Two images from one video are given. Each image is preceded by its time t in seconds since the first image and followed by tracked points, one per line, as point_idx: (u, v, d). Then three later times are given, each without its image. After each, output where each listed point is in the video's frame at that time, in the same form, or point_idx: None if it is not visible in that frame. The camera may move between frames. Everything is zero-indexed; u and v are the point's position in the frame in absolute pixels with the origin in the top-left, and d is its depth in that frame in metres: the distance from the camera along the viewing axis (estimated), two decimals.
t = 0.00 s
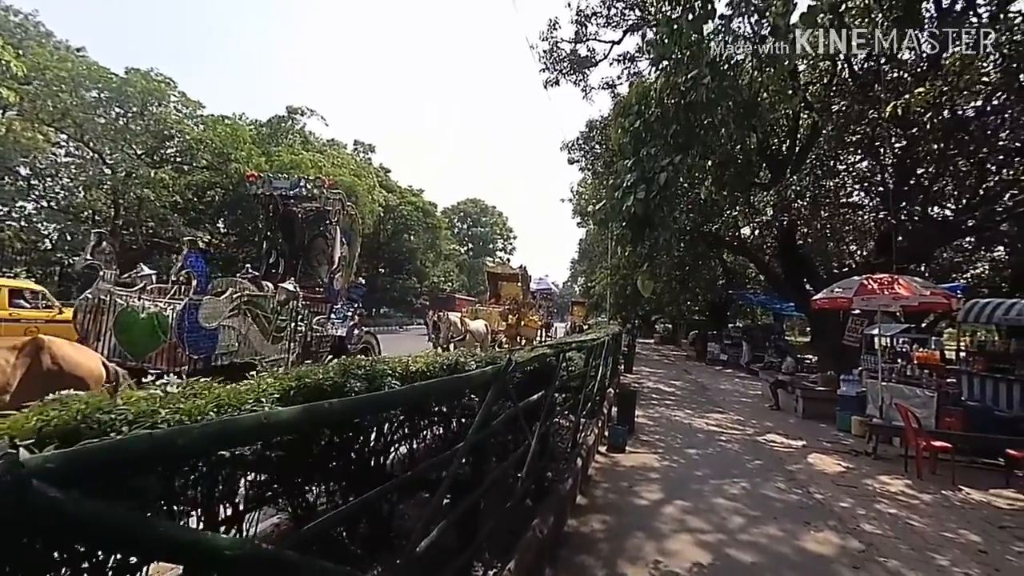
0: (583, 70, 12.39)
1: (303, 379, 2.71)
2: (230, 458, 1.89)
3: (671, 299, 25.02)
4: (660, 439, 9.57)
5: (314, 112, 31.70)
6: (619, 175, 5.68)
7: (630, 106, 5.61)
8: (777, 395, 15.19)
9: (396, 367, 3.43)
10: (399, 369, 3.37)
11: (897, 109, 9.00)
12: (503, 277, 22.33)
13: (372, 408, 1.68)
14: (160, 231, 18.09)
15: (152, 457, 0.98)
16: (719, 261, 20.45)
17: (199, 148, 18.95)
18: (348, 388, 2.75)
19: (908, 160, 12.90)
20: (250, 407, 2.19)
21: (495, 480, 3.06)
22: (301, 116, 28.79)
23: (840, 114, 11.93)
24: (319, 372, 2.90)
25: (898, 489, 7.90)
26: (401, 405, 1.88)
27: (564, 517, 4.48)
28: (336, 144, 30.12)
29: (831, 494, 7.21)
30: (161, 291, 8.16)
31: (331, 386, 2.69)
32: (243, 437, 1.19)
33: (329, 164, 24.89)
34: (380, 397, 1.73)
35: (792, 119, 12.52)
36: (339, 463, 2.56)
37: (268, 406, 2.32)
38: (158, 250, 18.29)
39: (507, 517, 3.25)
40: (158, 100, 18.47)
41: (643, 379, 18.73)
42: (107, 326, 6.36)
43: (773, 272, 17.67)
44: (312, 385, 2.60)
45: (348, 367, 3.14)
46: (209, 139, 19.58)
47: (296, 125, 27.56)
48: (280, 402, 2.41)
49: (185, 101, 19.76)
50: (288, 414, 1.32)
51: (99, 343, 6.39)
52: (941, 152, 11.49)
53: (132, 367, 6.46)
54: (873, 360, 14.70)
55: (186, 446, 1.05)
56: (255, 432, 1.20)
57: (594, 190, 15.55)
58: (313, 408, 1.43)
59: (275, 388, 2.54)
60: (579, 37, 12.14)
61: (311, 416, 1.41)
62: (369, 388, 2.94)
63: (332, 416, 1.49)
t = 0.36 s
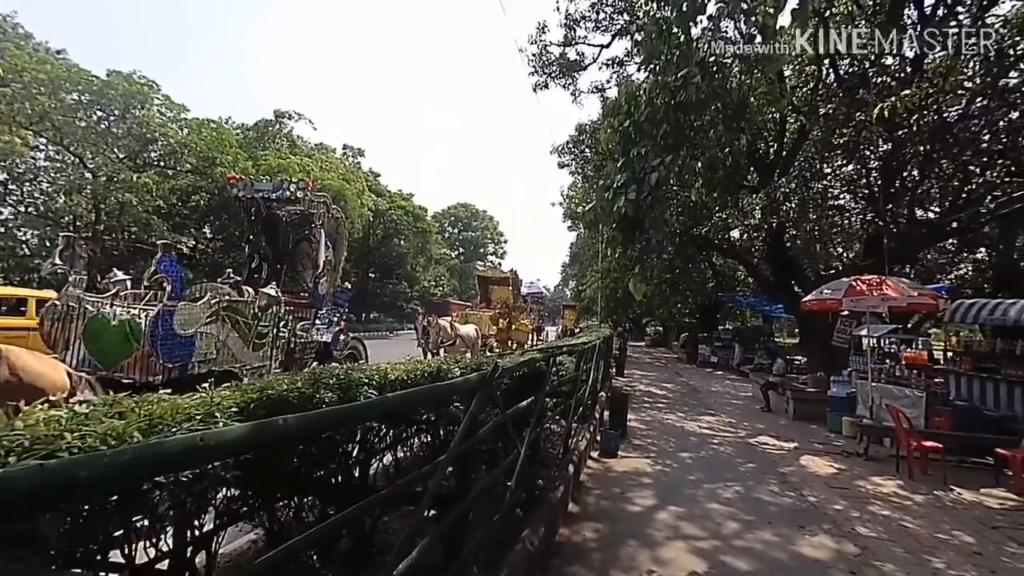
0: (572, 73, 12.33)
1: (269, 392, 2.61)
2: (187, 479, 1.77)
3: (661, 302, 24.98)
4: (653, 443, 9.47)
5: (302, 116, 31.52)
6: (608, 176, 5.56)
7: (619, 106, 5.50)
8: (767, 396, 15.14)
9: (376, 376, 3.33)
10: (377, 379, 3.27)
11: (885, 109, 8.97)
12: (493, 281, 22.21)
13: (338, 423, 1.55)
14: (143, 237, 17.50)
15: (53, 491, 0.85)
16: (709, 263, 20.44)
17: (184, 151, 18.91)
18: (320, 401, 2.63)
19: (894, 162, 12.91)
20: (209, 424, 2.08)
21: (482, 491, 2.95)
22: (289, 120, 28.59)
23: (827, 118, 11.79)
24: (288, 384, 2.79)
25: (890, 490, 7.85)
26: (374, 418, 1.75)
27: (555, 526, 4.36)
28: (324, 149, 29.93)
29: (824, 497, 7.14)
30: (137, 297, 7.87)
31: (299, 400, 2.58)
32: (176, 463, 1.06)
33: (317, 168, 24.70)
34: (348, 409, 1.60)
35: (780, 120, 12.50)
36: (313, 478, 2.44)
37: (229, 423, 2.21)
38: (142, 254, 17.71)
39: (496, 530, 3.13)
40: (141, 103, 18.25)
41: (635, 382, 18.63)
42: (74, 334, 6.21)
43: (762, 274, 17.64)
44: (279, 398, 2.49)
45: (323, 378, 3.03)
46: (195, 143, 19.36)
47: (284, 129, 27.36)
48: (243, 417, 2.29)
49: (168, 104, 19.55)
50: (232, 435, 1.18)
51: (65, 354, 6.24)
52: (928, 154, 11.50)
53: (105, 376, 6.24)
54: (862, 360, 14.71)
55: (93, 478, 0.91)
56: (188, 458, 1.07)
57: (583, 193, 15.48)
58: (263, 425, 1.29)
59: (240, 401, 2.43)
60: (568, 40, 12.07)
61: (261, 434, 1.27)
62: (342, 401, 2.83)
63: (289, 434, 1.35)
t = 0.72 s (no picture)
0: (562, 65, 12.21)
1: (230, 395, 2.47)
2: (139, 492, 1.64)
3: (654, 296, 24.94)
4: (648, 437, 9.39)
5: (291, 114, 31.27)
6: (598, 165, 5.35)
7: (608, 94, 5.33)
8: (761, 388, 15.10)
9: (355, 376, 3.19)
10: (355, 380, 3.13)
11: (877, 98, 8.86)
12: (485, 277, 22.11)
13: (299, 428, 1.41)
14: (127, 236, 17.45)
15: None
16: (702, 256, 20.37)
17: (168, 149, 18.70)
18: (291, 403, 2.50)
19: (885, 152, 12.84)
20: (162, 434, 1.94)
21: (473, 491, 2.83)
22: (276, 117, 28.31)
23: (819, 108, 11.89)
24: (255, 386, 2.65)
25: (886, 481, 7.80)
26: (343, 421, 1.61)
27: (550, 525, 4.26)
28: (313, 146, 29.69)
29: (821, 489, 7.08)
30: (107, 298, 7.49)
31: (265, 402, 2.44)
32: (88, 487, 0.92)
33: (306, 165, 24.46)
34: (309, 414, 1.46)
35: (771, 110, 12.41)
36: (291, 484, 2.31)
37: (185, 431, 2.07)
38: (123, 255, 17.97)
39: (487, 533, 3.01)
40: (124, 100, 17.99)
41: (629, 376, 18.57)
42: (45, 337, 5.81)
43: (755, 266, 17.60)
44: (244, 402, 2.35)
45: (296, 380, 2.90)
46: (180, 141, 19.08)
47: (272, 126, 27.11)
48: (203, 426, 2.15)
49: (152, 101, 19.30)
50: (159, 449, 1.04)
51: (36, 356, 5.82)
52: (919, 142, 11.43)
53: (80, 381, 5.83)
54: (855, 351, 14.69)
55: None
56: (102, 478, 0.93)
57: (575, 186, 15.39)
58: (201, 436, 1.15)
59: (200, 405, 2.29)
60: (557, 31, 11.95)
61: (199, 446, 1.13)
62: (314, 402, 2.70)
63: (234, 445, 1.21)
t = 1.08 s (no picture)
0: (562, 74, 12.18)
1: (192, 404, 2.35)
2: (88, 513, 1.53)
3: (654, 306, 24.84)
4: (648, 449, 9.26)
5: (291, 122, 31.31)
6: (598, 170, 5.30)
7: (607, 99, 5.28)
8: (763, 400, 14.95)
9: (336, 387, 3.08)
10: (338, 392, 3.02)
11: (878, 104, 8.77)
12: (484, 285, 22.01)
13: (252, 445, 1.29)
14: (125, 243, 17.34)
15: None
16: (702, 265, 20.29)
17: (168, 156, 18.66)
18: (260, 414, 2.38)
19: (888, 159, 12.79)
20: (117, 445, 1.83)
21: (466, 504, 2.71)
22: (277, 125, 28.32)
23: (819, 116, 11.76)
24: (223, 396, 2.53)
25: (891, 496, 7.66)
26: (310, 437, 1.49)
27: (546, 541, 4.14)
28: (314, 154, 29.70)
29: (826, 505, 6.96)
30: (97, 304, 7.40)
31: (231, 414, 2.32)
32: None
33: (306, 173, 24.42)
34: (263, 430, 1.33)
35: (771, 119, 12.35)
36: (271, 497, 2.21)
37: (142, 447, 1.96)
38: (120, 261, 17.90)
39: (479, 550, 2.89)
40: (124, 107, 17.99)
41: (629, 386, 18.42)
42: (28, 343, 5.67)
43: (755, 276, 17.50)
44: (205, 413, 2.22)
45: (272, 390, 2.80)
46: (179, 149, 19.05)
47: (272, 134, 27.12)
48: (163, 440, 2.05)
49: (152, 108, 19.32)
50: (77, 469, 0.93)
51: (14, 364, 5.62)
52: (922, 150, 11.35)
53: (59, 389, 5.81)
54: (857, 362, 14.59)
55: None
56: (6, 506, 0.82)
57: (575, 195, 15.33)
58: (133, 453, 1.04)
59: (162, 414, 2.18)
60: (557, 40, 11.93)
61: (129, 465, 1.02)
62: (287, 413, 2.59)
63: (168, 464, 1.08)
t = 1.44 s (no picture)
0: (564, 74, 12.09)
1: (149, 416, 2.16)
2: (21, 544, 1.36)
3: (659, 307, 24.68)
4: (655, 453, 9.12)
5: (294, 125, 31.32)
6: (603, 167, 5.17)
7: (609, 96, 5.19)
8: (772, 402, 14.77)
9: (318, 397, 2.92)
10: (320, 403, 2.87)
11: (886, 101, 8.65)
12: (488, 288, 21.91)
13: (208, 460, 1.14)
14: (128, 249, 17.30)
15: None
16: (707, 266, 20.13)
17: (172, 162, 18.65)
18: (228, 424, 2.21)
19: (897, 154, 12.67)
20: (61, 462, 1.66)
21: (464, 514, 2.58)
22: (280, 129, 28.34)
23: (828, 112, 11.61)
24: (187, 407, 2.35)
25: (907, 501, 7.52)
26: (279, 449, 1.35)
27: (550, 552, 4.02)
28: (317, 157, 29.68)
29: (839, 511, 6.83)
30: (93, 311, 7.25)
31: (196, 426, 2.14)
32: None
33: (309, 177, 24.38)
34: (221, 444, 1.19)
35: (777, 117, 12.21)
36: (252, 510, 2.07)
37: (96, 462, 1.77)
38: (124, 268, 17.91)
39: (478, 563, 2.78)
40: (128, 113, 18.00)
41: (635, 389, 18.26)
42: (19, 349, 5.64)
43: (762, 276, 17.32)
44: (162, 425, 2.05)
45: (248, 399, 2.64)
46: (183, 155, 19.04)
47: (275, 138, 27.12)
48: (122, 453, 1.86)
49: (156, 114, 19.34)
50: None
51: (6, 371, 5.59)
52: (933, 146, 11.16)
53: (53, 396, 5.72)
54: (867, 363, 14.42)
55: None
56: None
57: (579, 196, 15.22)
58: (45, 478, 0.88)
59: (112, 425, 1.99)
60: (559, 40, 11.83)
61: (47, 491, 0.87)
62: (261, 425, 2.44)
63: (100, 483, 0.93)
